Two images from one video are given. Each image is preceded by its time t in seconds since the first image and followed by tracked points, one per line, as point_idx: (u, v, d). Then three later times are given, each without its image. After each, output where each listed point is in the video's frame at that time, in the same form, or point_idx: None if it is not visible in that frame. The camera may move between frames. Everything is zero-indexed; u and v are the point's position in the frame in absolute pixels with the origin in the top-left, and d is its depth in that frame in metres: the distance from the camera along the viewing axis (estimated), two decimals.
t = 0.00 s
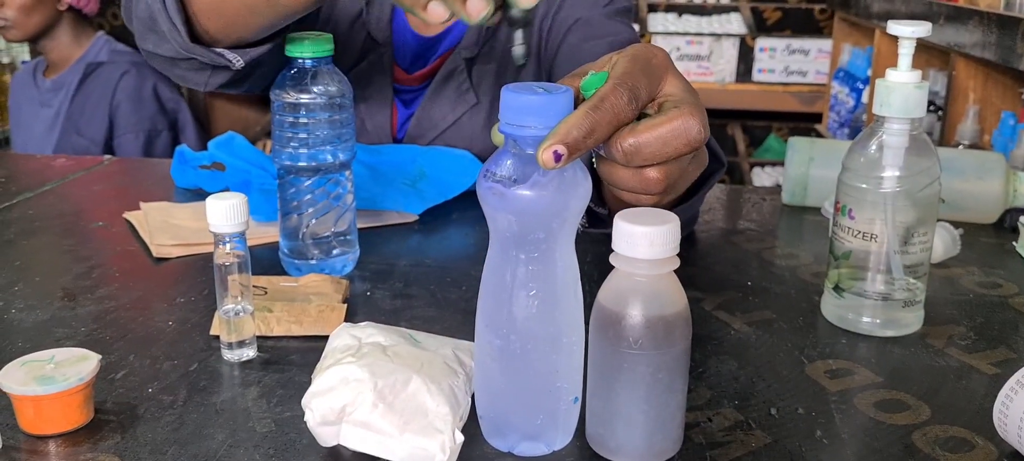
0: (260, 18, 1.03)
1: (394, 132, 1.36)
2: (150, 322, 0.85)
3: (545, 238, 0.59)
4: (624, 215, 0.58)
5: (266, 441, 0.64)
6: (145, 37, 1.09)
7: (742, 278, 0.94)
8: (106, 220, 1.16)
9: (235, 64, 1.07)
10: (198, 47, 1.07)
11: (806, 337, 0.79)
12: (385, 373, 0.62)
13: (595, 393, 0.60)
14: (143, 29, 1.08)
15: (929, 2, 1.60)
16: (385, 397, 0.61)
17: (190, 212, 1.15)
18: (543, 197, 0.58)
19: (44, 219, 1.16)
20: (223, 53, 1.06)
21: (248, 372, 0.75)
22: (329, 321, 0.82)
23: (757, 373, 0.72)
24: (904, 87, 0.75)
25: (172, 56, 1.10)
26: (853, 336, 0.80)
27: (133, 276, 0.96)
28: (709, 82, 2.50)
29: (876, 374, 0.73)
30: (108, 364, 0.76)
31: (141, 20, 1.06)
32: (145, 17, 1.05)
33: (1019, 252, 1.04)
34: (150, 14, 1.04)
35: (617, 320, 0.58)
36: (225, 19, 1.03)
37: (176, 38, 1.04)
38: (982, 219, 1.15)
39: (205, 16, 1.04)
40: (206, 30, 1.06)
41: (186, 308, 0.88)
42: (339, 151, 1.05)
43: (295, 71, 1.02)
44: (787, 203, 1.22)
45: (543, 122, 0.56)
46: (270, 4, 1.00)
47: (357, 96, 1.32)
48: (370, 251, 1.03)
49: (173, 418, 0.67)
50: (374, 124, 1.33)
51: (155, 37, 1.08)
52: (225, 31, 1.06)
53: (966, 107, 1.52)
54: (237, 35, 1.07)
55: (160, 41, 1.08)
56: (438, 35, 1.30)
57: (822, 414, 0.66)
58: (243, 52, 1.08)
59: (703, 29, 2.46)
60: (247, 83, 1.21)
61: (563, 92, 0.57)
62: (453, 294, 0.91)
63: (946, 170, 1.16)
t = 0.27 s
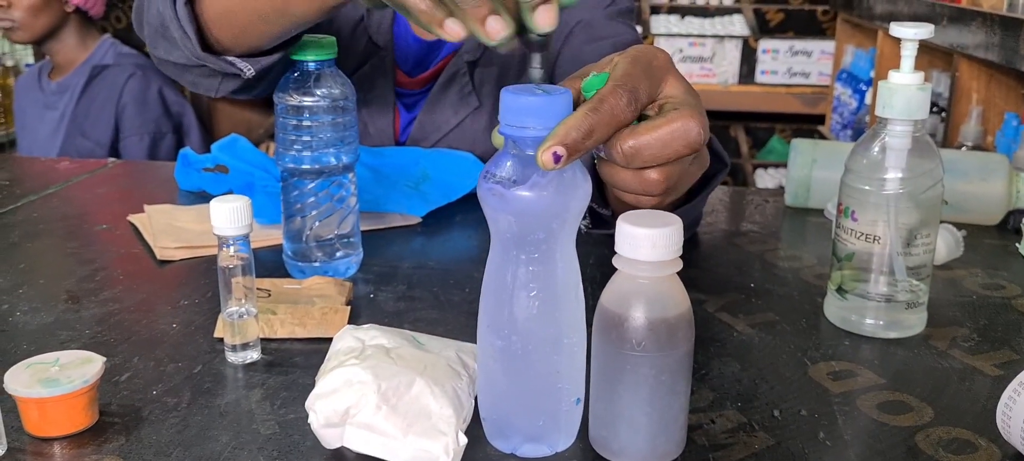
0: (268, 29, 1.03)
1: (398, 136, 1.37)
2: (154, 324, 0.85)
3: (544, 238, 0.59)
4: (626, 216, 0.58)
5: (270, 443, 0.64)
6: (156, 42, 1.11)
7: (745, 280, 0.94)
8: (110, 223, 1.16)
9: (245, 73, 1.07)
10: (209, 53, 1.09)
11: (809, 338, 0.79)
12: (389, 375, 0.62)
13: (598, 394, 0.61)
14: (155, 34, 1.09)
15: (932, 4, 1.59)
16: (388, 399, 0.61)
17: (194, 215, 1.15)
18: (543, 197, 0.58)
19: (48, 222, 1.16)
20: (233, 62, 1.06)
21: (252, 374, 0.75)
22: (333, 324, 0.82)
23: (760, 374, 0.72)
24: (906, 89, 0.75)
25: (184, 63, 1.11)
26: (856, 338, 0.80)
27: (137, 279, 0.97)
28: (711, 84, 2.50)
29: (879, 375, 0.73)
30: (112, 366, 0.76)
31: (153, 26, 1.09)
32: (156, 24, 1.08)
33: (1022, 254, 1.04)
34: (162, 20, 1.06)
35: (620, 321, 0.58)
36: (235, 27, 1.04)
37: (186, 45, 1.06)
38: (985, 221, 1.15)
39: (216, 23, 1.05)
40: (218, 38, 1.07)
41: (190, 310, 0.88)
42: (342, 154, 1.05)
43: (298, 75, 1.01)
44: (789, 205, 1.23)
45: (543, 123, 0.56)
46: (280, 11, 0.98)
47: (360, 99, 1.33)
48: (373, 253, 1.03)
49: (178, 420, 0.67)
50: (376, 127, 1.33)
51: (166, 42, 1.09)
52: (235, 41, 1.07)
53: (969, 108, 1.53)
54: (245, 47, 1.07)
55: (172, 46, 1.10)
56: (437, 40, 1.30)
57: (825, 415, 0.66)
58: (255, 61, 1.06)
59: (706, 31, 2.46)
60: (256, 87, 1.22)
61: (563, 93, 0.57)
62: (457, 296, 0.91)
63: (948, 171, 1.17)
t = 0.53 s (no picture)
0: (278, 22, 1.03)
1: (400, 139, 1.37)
2: (158, 326, 0.85)
3: (548, 240, 0.59)
4: (630, 218, 0.58)
5: (274, 444, 0.64)
6: (151, 42, 1.10)
7: (749, 281, 0.94)
8: (115, 224, 1.16)
9: (244, 69, 1.08)
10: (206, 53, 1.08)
11: (813, 340, 0.79)
12: (392, 376, 0.62)
13: (602, 396, 0.61)
14: (150, 34, 1.09)
15: (936, 4, 1.59)
16: (392, 401, 0.61)
17: (198, 217, 1.15)
18: (548, 200, 0.58)
19: (53, 224, 1.17)
20: (232, 57, 1.07)
21: (256, 376, 0.75)
22: (336, 325, 0.82)
23: (763, 375, 0.72)
24: (909, 90, 0.75)
25: (179, 61, 1.11)
26: (860, 339, 0.79)
27: (141, 280, 0.97)
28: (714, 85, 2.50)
29: (883, 376, 0.72)
30: (116, 367, 0.76)
31: (148, 25, 1.07)
32: (151, 22, 1.07)
33: None
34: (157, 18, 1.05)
35: (623, 323, 0.58)
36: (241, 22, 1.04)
37: (184, 43, 1.05)
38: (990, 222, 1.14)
39: (216, 20, 1.05)
40: (218, 35, 1.07)
41: (194, 312, 0.89)
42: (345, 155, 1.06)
43: (302, 76, 1.03)
44: (793, 207, 1.23)
45: (549, 126, 0.56)
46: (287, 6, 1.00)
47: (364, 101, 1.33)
48: (376, 255, 1.03)
49: (182, 421, 0.67)
50: (379, 128, 1.33)
51: (161, 42, 1.09)
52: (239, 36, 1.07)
53: (973, 109, 1.53)
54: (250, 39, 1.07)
55: (168, 46, 1.09)
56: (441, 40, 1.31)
57: (828, 417, 0.66)
58: (251, 56, 1.08)
59: (710, 32, 2.45)
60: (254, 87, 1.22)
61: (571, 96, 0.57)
62: (460, 298, 0.91)
63: (953, 172, 1.16)
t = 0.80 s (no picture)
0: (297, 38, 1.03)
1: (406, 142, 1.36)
2: (164, 329, 0.85)
3: (553, 243, 0.59)
4: (635, 221, 0.58)
5: (279, 448, 0.64)
6: (167, 43, 1.10)
7: (755, 283, 0.94)
8: (121, 228, 1.17)
9: (262, 77, 1.07)
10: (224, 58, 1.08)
11: (819, 342, 0.79)
12: (397, 379, 0.62)
13: (606, 398, 0.60)
14: (166, 36, 1.09)
15: (942, 5, 1.59)
16: (397, 403, 0.61)
17: (204, 220, 1.16)
18: (552, 202, 0.58)
19: (60, 227, 1.17)
20: (249, 66, 1.07)
21: (261, 379, 0.75)
22: (341, 328, 0.82)
23: (769, 378, 0.72)
24: (914, 91, 0.75)
25: (194, 64, 1.11)
26: (866, 341, 0.79)
27: (148, 284, 0.97)
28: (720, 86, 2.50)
29: (889, 379, 0.72)
30: (123, 371, 0.76)
31: (164, 27, 1.08)
32: (167, 24, 1.07)
33: None
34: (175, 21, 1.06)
35: (628, 325, 0.58)
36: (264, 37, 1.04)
37: (200, 46, 1.05)
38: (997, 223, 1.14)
39: (240, 29, 1.06)
40: (240, 43, 1.08)
41: (200, 315, 0.89)
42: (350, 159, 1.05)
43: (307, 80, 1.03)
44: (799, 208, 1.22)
45: (553, 128, 0.55)
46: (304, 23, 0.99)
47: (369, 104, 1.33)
48: (381, 258, 1.03)
49: (187, 424, 0.67)
50: (385, 131, 1.33)
51: (177, 44, 1.09)
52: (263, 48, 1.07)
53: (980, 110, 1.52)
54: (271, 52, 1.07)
55: (184, 49, 1.09)
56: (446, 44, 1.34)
57: (834, 419, 0.66)
58: (269, 65, 1.07)
59: (715, 33, 2.45)
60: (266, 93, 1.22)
61: (575, 99, 0.56)
62: (465, 300, 0.91)
63: (958, 174, 1.17)
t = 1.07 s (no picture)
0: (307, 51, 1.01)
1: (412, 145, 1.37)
2: (171, 332, 0.86)
3: (559, 245, 0.59)
4: (642, 223, 0.59)
5: (286, 450, 0.64)
6: (179, 35, 1.08)
7: (761, 285, 0.93)
8: (128, 231, 1.17)
9: (268, 83, 1.09)
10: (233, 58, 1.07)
11: (826, 344, 0.79)
12: (403, 382, 0.62)
13: (613, 400, 0.60)
14: (178, 30, 1.07)
15: (949, 5, 1.58)
16: (403, 406, 0.61)
17: (210, 223, 1.16)
18: (558, 204, 0.58)
19: (67, 230, 1.18)
20: (259, 71, 1.07)
21: (268, 381, 0.75)
22: (348, 331, 0.82)
23: (776, 380, 0.72)
24: (921, 92, 0.75)
25: (204, 59, 1.10)
26: (874, 343, 0.79)
27: (154, 287, 0.97)
28: (726, 88, 2.50)
29: (897, 381, 0.72)
30: (130, 374, 0.77)
31: (177, 21, 1.06)
32: (181, 18, 1.05)
33: None
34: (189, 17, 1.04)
35: (634, 327, 0.58)
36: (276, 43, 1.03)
37: (212, 46, 1.04)
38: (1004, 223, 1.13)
39: (253, 34, 1.04)
40: (252, 49, 1.07)
41: (206, 318, 0.89)
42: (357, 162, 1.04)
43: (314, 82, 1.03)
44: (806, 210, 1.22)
45: (559, 130, 0.55)
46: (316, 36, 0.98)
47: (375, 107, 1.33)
48: (387, 260, 1.03)
49: (194, 427, 0.68)
50: (391, 134, 1.34)
51: (189, 37, 1.07)
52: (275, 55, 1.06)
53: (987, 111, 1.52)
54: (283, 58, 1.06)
55: (196, 45, 1.07)
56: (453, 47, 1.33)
57: (842, 422, 0.65)
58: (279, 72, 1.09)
59: (721, 34, 2.45)
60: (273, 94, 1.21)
61: (581, 101, 0.56)
62: (471, 303, 0.91)
63: (966, 175, 1.16)
